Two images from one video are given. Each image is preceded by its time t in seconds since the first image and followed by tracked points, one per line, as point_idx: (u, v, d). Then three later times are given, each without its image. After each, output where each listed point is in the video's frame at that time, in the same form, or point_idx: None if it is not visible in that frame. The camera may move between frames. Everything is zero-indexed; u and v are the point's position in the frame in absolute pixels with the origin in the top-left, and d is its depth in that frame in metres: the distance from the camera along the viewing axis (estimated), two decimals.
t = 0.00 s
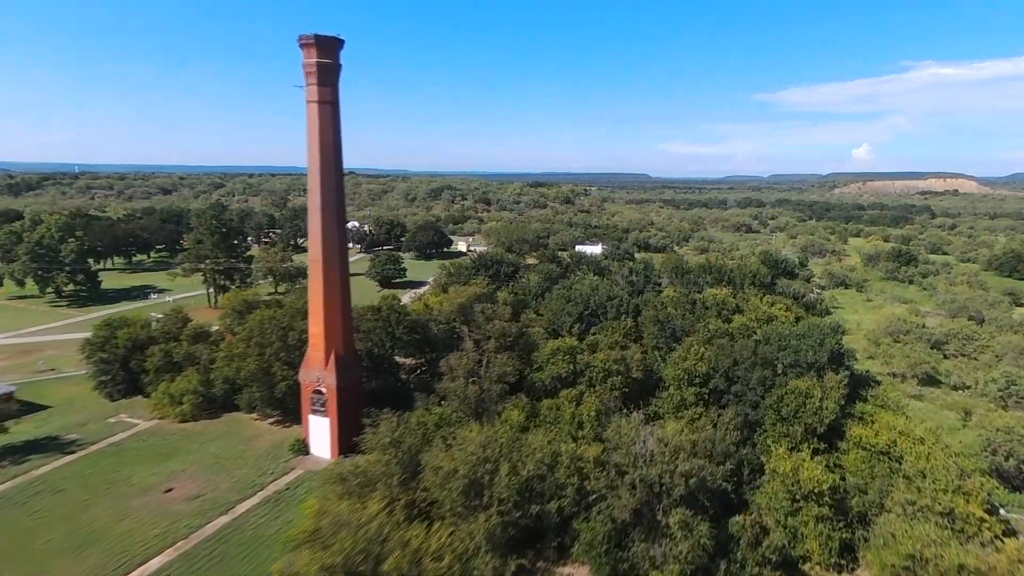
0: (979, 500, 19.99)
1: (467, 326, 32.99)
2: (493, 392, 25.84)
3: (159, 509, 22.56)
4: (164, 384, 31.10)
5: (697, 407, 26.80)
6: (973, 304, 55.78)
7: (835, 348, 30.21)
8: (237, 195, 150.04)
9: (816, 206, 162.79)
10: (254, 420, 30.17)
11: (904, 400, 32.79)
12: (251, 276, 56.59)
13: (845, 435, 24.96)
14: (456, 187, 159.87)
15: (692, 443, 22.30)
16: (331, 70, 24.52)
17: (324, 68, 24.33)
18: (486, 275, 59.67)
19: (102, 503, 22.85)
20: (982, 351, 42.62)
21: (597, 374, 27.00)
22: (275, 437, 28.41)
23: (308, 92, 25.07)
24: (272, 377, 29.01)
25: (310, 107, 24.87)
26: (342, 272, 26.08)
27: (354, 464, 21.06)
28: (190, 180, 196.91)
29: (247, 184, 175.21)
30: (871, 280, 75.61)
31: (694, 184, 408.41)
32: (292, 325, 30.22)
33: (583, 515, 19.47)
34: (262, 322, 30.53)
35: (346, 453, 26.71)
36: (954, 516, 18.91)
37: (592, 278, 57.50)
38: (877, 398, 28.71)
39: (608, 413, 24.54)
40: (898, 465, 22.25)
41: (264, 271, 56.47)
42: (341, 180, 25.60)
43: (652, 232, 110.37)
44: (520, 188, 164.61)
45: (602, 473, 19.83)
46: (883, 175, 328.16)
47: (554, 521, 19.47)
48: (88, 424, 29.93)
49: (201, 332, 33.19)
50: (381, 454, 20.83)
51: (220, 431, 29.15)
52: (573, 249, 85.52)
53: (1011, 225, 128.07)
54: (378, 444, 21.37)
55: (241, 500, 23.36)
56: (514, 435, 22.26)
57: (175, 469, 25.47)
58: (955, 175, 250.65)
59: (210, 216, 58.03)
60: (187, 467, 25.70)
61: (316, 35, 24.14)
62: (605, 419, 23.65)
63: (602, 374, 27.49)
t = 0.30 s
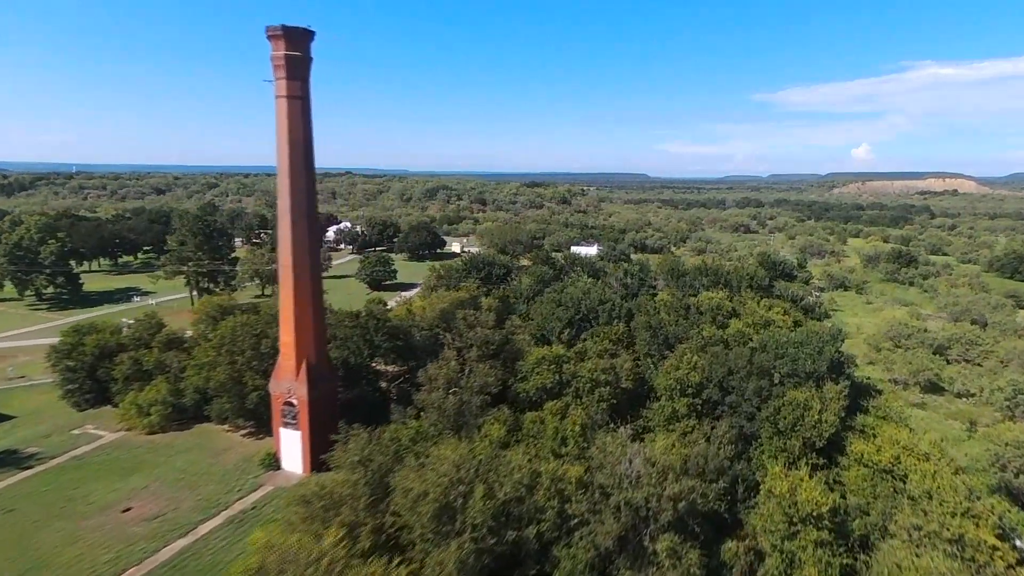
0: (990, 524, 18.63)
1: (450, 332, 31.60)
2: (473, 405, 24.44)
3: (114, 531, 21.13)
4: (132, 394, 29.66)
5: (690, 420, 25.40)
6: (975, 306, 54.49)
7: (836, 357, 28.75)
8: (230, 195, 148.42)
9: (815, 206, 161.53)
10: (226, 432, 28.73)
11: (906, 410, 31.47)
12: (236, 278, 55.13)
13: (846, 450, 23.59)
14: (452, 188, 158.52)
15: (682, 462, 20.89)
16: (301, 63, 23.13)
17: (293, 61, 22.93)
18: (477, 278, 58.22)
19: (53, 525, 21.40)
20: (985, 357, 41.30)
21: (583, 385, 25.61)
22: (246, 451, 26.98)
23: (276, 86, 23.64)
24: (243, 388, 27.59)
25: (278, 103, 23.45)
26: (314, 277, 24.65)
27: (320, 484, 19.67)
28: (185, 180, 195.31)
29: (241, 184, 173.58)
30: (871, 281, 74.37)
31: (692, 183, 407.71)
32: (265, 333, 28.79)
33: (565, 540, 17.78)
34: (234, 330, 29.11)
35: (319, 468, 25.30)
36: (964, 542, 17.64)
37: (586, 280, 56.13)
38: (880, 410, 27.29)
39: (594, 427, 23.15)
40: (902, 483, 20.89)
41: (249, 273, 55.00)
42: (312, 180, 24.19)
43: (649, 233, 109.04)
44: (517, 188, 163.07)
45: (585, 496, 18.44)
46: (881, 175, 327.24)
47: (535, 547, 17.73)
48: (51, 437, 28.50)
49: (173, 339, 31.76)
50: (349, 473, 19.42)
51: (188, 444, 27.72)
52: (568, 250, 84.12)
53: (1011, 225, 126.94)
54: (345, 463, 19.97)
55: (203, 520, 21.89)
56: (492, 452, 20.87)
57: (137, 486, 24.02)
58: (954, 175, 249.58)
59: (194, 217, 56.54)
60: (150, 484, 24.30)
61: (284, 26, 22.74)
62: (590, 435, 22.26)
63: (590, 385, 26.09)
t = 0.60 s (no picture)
0: (1005, 553, 17.24)
1: (433, 338, 30.16)
2: (453, 418, 23.01)
3: (63, 555, 19.74)
4: (98, 404, 28.26)
5: (683, 433, 24.01)
6: (980, 309, 53.07)
7: (838, 365, 27.34)
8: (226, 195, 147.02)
9: (815, 206, 160.01)
10: (196, 444, 27.35)
11: (911, 422, 30.07)
12: (221, 280, 53.76)
13: (848, 467, 22.21)
14: (449, 187, 156.99)
15: (673, 481, 19.46)
16: (268, 55, 21.77)
17: (259, 54, 21.59)
18: (469, 280, 56.82)
19: None
20: (991, 364, 39.90)
21: (570, 397, 24.19)
22: (215, 465, 25.60)
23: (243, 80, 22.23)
24: (212, 398, 26.16)
25: (245, 98, 22.05)
26: (284, 283, 23.26)
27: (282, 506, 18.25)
28: (181, 180, 193.79)
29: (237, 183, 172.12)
30: (872, 283, 72.94)
31: (692, 184, 406.12)
32: (237, 340, 27.35)
33: (544, 570, 16.36)
34: (204, 337, 27.66)
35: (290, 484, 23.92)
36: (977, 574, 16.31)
37: (580, 282, 54.72)
38: (884, 421, 25.88)
39: (581, 442, 21.72)
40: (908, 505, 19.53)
41: (234, 275, 53.58)
42: (282, 180, 22.79)
43: (648, 233, 107.61)
44: (515, 187, 161.60)
45: (567, 520, 17.03)
46: (881, 176, 325.51)
47: None
48: (12, 449, 27.12)
49: (143, 346, 30.34)
50: (314, 495, 18.01)
51: (156, 457, 26.35)
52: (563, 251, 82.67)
53: (1013, 225, 125.52)
54: (310, 483, 18.57)
55: (160, 543, 20.47)
56: (470, 472, 19.46)
57: (95, 505, 22.62)
58: (955, 175, 248.27)
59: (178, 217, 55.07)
60: (109, 502, 22.91)
61: (249, 17, 21.38)
62: (576, 452, 20.85)
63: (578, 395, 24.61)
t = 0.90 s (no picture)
0: None
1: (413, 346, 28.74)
2: (429, 434, 21.61)
3: None
4: (61, 416, 26.89)
5: (675, 450, 22.57)
6: (985, 313, 51.64)
7: (839, 376, 25.89)
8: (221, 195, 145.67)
9: (815, 205, 158.60)
10: (163, 459, 25.95)
11: (916, 434, 28.67)
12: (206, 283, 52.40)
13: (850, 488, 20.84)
14: (446, 187, 155.66)
15: (662, 507, 18.01)
16: (231, 48, 20.39)
17: (222, 46, 20.19)
18: (460, 283, 55.37)
19: None
20: (997, 370, 38.48)
21: (555, 411, 22.78)
22: (180, 483, 24.20)
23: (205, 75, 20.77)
24: (178, 411, 24.76)
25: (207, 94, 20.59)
26: (250, 291, 21.87)
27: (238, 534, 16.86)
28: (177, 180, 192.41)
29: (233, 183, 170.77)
30: (874, 284, 71.52)
31: (692, 183, 404.62)
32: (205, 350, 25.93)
33: None
34: (172, 346, 26.28)
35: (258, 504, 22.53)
36: None
37: (574, 285, 53.33)
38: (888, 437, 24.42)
39: (564, 462, 20.33)
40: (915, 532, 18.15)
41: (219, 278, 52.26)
42: (247, 182, 21.38)
43: (646, 233, 106.25)
44: (513, 187, 160.13)
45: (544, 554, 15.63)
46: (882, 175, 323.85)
47: None
48: None
49: (110, 355, 28.98)
50: (271, 523, 16.59)
51: (120, 474, 24.97)
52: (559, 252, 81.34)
53: (1015, 225, 124.03)
54: (268, 510, 17.16)
55: (113, 571, 19.08)
56: (443, 497, 18.04)
57: (48, 528, 21.23)
58: (956, 174, 246.76)
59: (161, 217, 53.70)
60: (65, 524, 21.54)
61: (210, 7, 19.98)
62: (559, 474, 19.44)
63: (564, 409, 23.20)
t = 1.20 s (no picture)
0: None
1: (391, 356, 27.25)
2: (401, 454, 20.12)
3: None
4: (17, 431, 25.40)
5: (666, 469, 21.09)
6: (989, 316, 50.20)
7: (841, 389, 24.42)
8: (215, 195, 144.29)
9: (814, 206, 157.19)
10: (124, 477, 24.47)
11: (920, 449, 27.22)
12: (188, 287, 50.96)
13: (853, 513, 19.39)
14: (442, 187, 154.22)
15: (649, 535, 16.53)
16: (187, 39, 18.96)
17: (177, 37, 18.75)
18: (449, 285, 53.92)
19: None
20: (1004, 378, 37.03)
21: (537, 428, 21.31)
22: (139, 505, 22.68)
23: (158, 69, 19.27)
24: (138, 427, 23.27)
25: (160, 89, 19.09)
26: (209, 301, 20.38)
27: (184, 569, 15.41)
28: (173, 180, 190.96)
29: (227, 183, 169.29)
30: (874, 287, 70.10)
31: (691, 183, 403.14)
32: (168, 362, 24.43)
33: None
34: (134, 357, 24.77)
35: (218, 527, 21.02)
36: None
37: (567, 288, 51.88)
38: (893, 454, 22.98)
39: (545, 486, 18.88)
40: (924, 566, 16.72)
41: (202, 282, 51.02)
42: (205, 183, 19.90)
43: (643, 234, 104.84)
44: (510, 187, 158.72)
45: None
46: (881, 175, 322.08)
47: None
48: None
49: (73, 366, 27.49)
50: (219, 557, 15.13)
51: (77, 493, 23.48)
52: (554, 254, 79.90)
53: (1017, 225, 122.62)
54: (218, 543, 15.69)
55: None
56: (410, 527, 16.56)
57: None
58: (956, 174, 245.41)
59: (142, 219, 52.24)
60: (10, 551, 20.06)
61: None
62: (539, 499, 17.98)
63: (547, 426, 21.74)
